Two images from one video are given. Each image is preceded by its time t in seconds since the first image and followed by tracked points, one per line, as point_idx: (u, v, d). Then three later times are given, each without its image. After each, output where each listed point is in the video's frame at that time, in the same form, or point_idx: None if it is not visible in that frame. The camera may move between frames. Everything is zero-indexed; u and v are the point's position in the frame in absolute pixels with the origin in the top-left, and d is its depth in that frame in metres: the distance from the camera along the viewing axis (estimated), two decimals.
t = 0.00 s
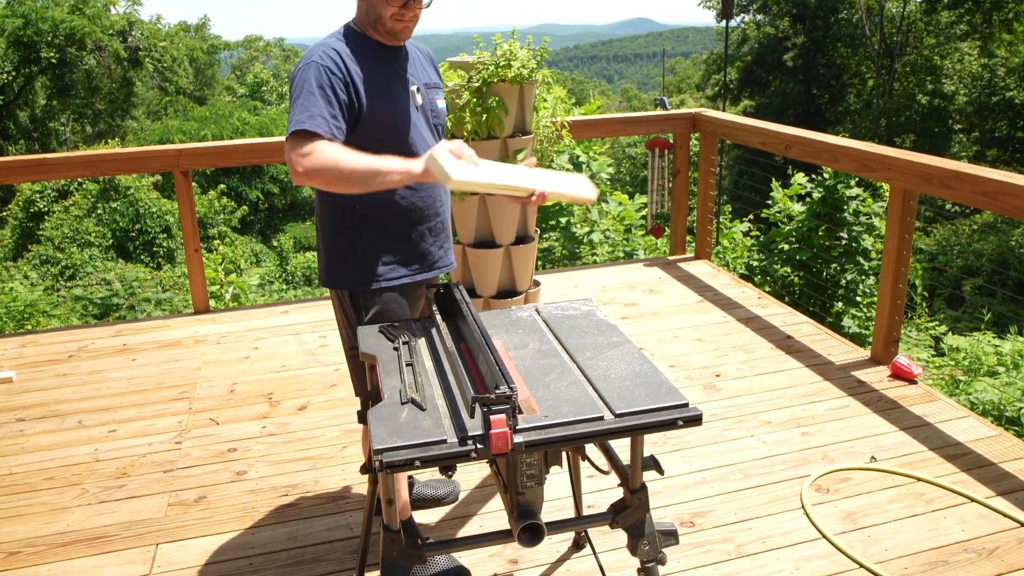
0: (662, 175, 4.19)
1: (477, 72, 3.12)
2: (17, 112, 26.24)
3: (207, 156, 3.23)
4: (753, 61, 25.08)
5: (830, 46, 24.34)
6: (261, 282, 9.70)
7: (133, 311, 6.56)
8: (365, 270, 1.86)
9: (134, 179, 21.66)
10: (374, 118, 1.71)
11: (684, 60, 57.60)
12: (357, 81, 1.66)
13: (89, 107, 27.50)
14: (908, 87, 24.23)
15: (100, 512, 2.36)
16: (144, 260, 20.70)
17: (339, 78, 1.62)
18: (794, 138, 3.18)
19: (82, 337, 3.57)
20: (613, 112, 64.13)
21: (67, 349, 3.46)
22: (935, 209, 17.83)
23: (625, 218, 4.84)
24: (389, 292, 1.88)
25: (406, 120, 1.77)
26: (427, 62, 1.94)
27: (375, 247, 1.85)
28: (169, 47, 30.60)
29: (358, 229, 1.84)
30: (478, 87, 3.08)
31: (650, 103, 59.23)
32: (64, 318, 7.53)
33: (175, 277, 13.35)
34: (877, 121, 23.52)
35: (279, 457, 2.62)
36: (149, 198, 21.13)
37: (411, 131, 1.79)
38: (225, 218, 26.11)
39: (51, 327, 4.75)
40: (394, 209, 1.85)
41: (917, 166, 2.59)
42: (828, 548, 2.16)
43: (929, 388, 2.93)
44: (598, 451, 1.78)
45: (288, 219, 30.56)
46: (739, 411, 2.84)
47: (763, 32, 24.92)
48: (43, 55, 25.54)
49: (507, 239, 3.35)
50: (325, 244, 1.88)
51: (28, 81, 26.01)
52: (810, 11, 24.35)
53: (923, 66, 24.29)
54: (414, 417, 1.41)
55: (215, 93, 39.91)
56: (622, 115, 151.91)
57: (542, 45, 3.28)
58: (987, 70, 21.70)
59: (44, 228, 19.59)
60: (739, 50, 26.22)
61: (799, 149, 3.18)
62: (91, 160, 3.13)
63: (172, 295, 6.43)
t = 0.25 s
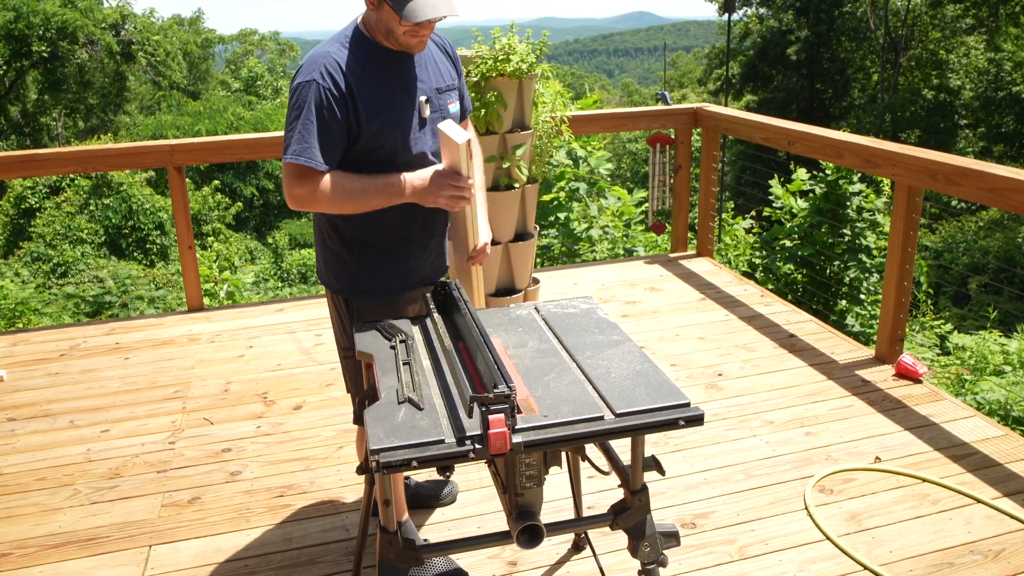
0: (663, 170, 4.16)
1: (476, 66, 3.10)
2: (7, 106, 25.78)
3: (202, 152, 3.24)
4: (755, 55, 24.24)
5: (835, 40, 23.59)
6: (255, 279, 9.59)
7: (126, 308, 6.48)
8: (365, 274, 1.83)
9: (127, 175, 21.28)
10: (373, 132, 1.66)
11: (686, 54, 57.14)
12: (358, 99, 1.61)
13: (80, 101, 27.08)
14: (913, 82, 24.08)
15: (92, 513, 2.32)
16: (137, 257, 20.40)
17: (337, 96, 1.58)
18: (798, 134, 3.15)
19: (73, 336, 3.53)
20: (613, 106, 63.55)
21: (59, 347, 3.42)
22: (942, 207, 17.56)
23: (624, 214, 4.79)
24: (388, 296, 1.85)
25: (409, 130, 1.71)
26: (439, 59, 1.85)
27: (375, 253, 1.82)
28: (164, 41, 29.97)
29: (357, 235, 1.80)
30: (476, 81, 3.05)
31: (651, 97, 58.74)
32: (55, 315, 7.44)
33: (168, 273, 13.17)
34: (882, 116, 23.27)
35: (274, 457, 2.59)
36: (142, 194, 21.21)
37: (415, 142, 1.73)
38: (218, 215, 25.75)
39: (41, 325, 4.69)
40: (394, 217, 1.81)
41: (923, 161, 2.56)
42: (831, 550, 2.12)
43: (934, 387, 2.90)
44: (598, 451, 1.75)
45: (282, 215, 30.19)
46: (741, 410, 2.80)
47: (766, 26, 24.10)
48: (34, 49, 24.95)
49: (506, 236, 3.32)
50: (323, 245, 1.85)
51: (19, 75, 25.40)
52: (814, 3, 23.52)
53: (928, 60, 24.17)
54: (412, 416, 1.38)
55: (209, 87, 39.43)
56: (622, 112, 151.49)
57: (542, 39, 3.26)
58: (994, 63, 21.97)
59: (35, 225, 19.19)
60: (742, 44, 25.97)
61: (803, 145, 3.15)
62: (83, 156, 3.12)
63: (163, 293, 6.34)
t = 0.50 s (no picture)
0: (665, 166, 4.13)
1: (475, 60, 3.06)
2: None
3: (196, 147, 3.21)
4: (758, 48, 24.64)
5: (838, 34, 23.76)
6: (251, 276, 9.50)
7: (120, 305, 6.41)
8: (360, 274, 1.79)
9: (119, 170, 20.94)
10: (366, 128, 1.62)
11: (687, 49, 56.65)
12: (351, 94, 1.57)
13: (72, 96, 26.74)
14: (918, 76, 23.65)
15: (85, 515, 2.29)
16: (130, 254, 20.09)
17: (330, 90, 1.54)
18: (801, 129, 3.11)
19: (65, 334, 3.49)
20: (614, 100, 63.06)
21: (50, 346, 3.38)
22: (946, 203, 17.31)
23: (624, 210, 4.74)
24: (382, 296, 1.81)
25: (403, 126, 1.67)
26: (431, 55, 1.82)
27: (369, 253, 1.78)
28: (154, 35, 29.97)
29: (352, 234, 1.76)
30: (474, 75, 3.02)
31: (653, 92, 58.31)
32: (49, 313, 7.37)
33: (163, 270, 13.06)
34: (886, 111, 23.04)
35: (269, 458, 2.55)
36: (134, 189, 20.91)
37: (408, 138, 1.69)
38: (213, 212, 25.42)
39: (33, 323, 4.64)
40: (389, 215, 1.77)
41: (928, 157, 2.52)
42: (835, 552, 2.08)
43: (940, 387, 2.85)
44: (600, 452, 1.71)
45: (277, 211, 29.97)
46: (744, 410, 2.77)
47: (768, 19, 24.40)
48: (25, 42, 24.93)
49: (505, 233, 3.29)
50: (314, 245, 1.81)
51: (10, 68, 25.48)
52: None
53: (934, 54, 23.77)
54: (409, 416, 1.34)
55: (203, 82, 39.00)
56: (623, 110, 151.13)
57: (542, 33, 3.21)
58: (1000, 57, 21.29)
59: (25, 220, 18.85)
60: (743, 38, 25.91)
61: (807, 140, 3.11)
62: (75, 152, 3.10)
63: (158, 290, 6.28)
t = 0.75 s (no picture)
0: (666, 162, 4.11)
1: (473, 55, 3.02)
2: None
3: (189, 143, 3.19)
4: (761, 42, 24.53)
5: (843, 28, 23.63)
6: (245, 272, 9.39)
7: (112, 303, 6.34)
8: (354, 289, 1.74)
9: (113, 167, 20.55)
10: (380, 168, 1.55)
11: (689, 43, 56.20)
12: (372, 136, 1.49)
13: (64, 91, 26.05)
14: (924, 71, 23.33)
15: (76, 516, 2.25)
16: (122, 252, 19.71)
17: (351, 133, 1.46)
18: (804, 124, 3.06)
19: (57, 333, 3.45)
20: (615, 95, 62.59)
21: (42, 344, 3.33)
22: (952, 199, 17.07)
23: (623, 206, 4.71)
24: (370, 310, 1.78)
25: (419, 172, 1.60)
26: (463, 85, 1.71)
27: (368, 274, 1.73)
28: (146, 28, 29.06)
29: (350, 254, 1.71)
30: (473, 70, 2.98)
31: (654, 87, 57.81)
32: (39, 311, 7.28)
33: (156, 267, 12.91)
34: (891, 106, 22.79)
35: (264, 458, 2.51)
36: (128, 186, 20.64)
37: (422, 183, 1.62)
38: (207, 208, 24.95)
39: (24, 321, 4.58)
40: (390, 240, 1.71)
41: (934, 153, 2.47)
42: (840, 554, 2.04)
43: (945, 386, 2.82)
44: (600, 452, 1.68)
45: (273, 208, 29.71)
46: (746, 409, 2.73)
47: (771, 13, 24.33)
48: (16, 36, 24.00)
49: (503, 230, 3.25)
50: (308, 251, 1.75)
51: None
52: None
53: (940, 48, 23.44)
54: (406, 415, 1.31)
55: (197, 77, 38.50)
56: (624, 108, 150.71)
57: (540, 25, 3.16)
58: (1007, 50, 20.77)
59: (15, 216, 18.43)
60: (746, 31, 25.75)
61: (810, 136, 3.07)
62: (66, 147, 3.08)
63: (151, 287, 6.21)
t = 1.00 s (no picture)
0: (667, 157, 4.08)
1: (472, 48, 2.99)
2: None
3: (182, 138, 3.16)
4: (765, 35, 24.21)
5: (847, 21, 23.28)
6: (239, 270, 9.27)
7: (106, 301, 6.26)
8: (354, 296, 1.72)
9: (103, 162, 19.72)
10: (384, 185, 1.52)
11: (690, 36, 55.56)
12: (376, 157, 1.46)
13: (56, 85, 25.90)
14: (929, 64, 22.96)
15: (68, 517, 2.21)
16: (116, 250, 19.12)
17: (354, 152, 1.43)
18: (808, 118, 3.04)
19: (48, 331, 3.40)
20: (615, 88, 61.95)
21: (33, 343, 3.29)
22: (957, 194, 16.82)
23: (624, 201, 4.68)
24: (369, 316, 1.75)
25: (425, 192, 1.58)
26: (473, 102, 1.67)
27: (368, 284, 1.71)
28: (138, 22, 29.03)
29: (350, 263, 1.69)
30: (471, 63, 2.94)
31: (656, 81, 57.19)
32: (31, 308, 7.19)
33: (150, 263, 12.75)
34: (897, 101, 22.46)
35: (259, 459, 2.47)
36: (121, 181, 19.90)
37: (428, 203, 1.61)
38: (200, 205, 24.84)
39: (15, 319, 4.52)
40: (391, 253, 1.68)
41: (939, 148, 2.44)
42: (843, 556, 2.01)
43: (952, 385, 2.78)
44: (601, 452, 1.64)
45: (269, 204, 29.42)
46: (748, 408, 2.70)
47: (774, 6, 23.98)
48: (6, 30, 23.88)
49: (502, 226, 3.21)
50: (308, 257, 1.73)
51: None
52: None
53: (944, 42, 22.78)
54: (403, 414, 1.27)
55: (192, 72, 38.93)
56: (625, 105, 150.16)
57: (539, 20, 3.13)
58: (1014, 44, 20.43)
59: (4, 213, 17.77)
60: (749, 25, 25.39)
61: (815, 131, 3.04)
62: (58, 142, 3.06)
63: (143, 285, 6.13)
